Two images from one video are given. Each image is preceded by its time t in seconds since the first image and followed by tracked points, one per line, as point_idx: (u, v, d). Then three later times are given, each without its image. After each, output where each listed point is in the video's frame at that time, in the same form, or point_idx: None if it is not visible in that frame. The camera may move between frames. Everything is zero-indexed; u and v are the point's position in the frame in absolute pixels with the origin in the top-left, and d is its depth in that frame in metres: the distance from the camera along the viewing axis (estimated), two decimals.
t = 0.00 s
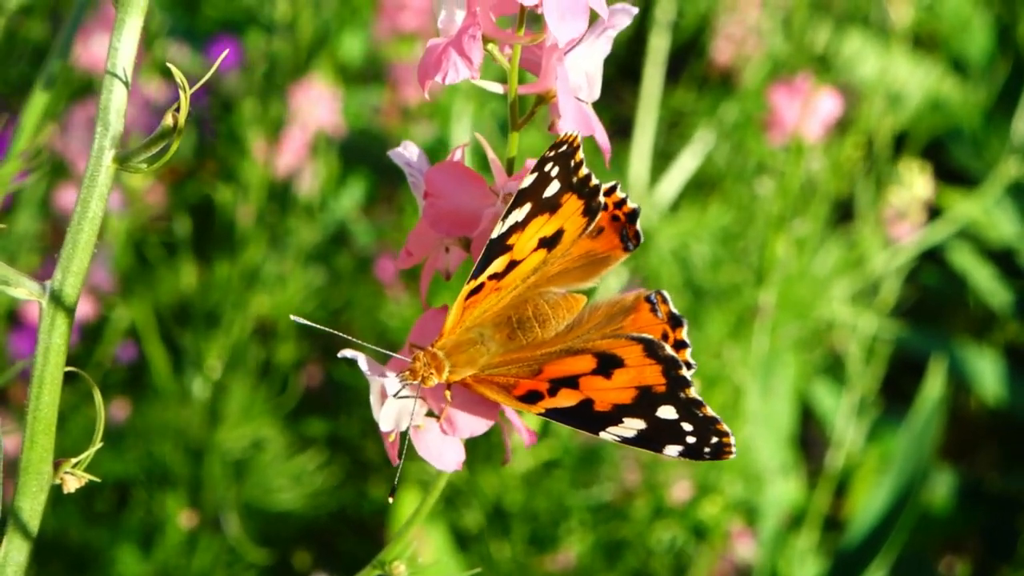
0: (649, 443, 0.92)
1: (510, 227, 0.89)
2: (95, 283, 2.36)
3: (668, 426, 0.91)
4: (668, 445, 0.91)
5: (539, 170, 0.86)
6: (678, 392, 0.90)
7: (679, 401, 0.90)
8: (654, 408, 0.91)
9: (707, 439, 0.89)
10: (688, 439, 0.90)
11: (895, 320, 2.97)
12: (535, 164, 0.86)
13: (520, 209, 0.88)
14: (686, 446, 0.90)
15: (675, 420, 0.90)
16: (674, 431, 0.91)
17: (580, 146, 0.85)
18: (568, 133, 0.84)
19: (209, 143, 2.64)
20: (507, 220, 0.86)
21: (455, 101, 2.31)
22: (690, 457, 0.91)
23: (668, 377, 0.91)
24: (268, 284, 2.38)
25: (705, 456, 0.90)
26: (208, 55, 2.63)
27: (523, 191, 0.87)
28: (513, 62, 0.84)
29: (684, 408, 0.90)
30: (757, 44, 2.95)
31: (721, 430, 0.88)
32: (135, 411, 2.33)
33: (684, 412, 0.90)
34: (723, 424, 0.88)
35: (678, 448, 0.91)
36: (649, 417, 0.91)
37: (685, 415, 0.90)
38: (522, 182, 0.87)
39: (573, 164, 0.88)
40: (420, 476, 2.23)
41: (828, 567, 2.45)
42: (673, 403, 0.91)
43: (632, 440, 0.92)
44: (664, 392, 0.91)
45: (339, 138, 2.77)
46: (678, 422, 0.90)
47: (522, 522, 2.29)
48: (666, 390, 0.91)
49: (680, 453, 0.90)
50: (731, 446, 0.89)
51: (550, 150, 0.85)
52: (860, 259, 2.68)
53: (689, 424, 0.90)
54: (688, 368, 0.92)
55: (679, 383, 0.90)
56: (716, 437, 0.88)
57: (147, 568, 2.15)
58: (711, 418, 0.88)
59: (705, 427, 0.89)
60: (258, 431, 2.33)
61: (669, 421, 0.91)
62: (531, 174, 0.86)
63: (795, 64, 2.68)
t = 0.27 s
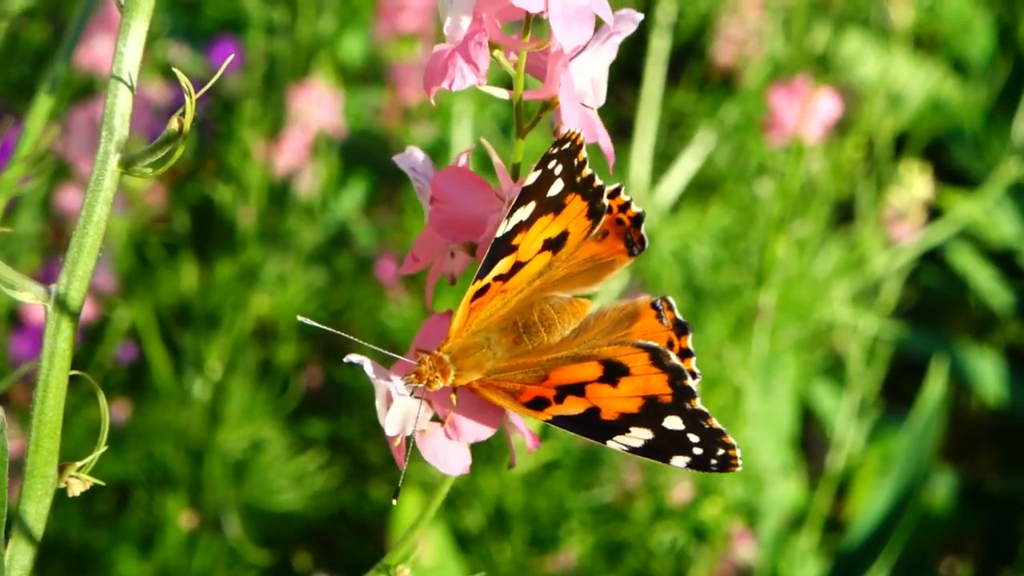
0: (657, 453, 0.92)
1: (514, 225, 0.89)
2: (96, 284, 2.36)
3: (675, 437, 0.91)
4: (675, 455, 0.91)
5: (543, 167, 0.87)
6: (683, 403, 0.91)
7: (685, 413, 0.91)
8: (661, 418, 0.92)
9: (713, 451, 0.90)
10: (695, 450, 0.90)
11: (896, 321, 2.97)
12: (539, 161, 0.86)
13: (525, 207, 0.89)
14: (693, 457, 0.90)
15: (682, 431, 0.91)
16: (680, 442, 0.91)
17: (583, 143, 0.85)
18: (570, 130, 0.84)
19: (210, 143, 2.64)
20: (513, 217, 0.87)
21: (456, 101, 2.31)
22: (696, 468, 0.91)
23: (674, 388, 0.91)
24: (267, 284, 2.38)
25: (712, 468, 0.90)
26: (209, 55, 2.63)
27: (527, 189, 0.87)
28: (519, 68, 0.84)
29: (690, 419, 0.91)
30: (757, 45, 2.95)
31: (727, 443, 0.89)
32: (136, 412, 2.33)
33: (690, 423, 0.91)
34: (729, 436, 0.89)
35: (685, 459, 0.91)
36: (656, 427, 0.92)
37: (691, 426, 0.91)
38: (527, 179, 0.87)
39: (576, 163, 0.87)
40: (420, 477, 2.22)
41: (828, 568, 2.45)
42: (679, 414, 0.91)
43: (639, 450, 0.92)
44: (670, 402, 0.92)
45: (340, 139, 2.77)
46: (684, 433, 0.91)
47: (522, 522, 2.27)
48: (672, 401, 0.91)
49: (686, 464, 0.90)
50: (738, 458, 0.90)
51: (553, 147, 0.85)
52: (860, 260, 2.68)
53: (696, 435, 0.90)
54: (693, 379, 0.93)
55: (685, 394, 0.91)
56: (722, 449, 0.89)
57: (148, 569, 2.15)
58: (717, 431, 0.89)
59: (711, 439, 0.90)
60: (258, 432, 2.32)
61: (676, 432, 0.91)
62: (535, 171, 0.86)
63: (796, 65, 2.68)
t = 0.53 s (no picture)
0: (661, 440, 0.92)
1: (522, 212, 0.89)
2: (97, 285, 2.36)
3: (679, 425, 0.91)
4: (680, 443, 0.91)
5: (552, 153, 0.86)
6: (688, 394, 0.91)
7: (690, 403, 0.91)
8: (666, 408, 0.92)
9: (718, 439, 0.90)
10: (699, 437, 0.90)
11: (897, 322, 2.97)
12: (549, 147, 0.86)
13: (533, 194, 0.89)
14: (697, 444, 0.90)
15: (686, 420, 0.91)
16: (685, 430, 0.91)
17: (593, 130, 0.84)
18: (580, 115, 0.84)
19: (212, 144, 2.64)
20: (520, 204, 0.87)
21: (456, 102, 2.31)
22: (701, 456, 0.91)
23: (678, 380, 0.92)
24: (267, 284, 2.38)
25: (717, 455, 0.90)
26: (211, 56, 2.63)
27: (536, 174, 0.87)
28: (526, 64, 0.84)
29: (695, 409, 0.91)
30: (758, 46, 2.95)
31: (732, 431, 0.89)
32: (137, 413, 2.33)
33: (695, 413, 0.91)
34: (734, 425, 0.89)
35: (689, 445, 0.91)
36: (661, 416, 0.92)
37: (695, 415, 0.91)
38: (535, 165, 0.87)
39: (585, 152, 0.86)
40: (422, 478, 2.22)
41: (830, 569, 2.45)
42: (683, 403, 0.92)
43: (644, 437, 0.93)
44: (675, 393, 0.92)
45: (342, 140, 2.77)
46: (689, 422, 0.91)
47: (523, 523, 2.26)
48: (677, 392, 0.92)
49: (691, 451, 0.90)
50: (742, 447, 0.90)
51: (563, 133, 0.85)
52: (861, 260, 2.68)
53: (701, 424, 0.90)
54: (699, 372, 0.93)
55: (689, 386, 0.91)
56: (726, 437, 0.89)
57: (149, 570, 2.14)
58: (721, 419, 0.89)
59: (716, 428, 0.90)
60: (260, 432, 2.32)
61: (680, 421, 0.91)
62: (544, 157, 0.86)
63: (796, 66, 2.68)
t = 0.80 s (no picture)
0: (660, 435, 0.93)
1: (522, 209, 0.90)
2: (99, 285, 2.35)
3: (679, 420, 0.92)
4: (680, 437, 0.92)
5: (549, 150, 0.86)
6: (690, 389, 0.91)
7: (690, 397, 0.92)
8: (667, 402, 0.92)
9: (717, 434, 0.90)
10: (699, 432, 0.91)
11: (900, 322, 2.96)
12: (545, 145, 0.85)
13: (532, 190, 0.89)
14: (696, 439, 0.91)
15: (687, 415, 0.91)
16: (685, 425, 0.92)
17: (590, 127, 0.85)
18: (576, 112, 0.84)
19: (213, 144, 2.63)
20: (518, 201, 0.87)
21: (458, 101, 2.31)
22: (700, 450, 0.92)
23: (681, 375, 0.91)
24: (269, 284, 2.38)
25: (716, 449, 0.91)
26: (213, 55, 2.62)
27: (534, 171, 0.87)
28: (530, 61, 0.84)
29: (695, 404, 0.91)
30: (760, 46, 2.95)
31: (732, 426, 0.89)
32: (139, 413, 2.32)
33: (695, 407, 0.91)
34: (734, 419, 0.89)
35: (688, 441, 0.92)
36: (662, 411, 0.92)
37: (696, 410, 0.91)
38: (533, 162, 0.87)
39: (584, 149, 0.87)
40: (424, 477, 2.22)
41: (832, 569, 2.45)
42: (684, 398, 0.92)
43: (644, 432, 0.93)
44: (676, 388, 0.92)
45: (343, 139, 2.76)
46: (689, 417, 0.91)
47: (525, 521, 2.27)
48: (678, 387, 0.92)
49: (690, 446, 0.91)
50: (741, 442, 0.90)
51: (559, 130, 0.85)
52: (863, 260, 2.68)
53: (700, 419, 0.91)
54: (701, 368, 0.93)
55: (691, 381, 0.91)
56: (726, 431, 0.89)
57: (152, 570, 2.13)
58: (722, 414, 0.89)
59: (716, 422, 0.90)
60: (261, 432, 2.32)
61: (681, 415, 0.92)
62: (541, 153, 0.85)
63: (797, 66, 2.68)
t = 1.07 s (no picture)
0: (671, 445, 0.92)
1: (530, 217, 0.88)
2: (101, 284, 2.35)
3: (690, 430, 0.91)
4: (691, 449, 0.91)
5: (558, 158, 0.86)
6: (700, 397, 0.91)
7: (701, 406, 0.91)
8: (677, 411, 0.92)
9: (728, 445, 0.90)
10: (710, 443, 0.90)
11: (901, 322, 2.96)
12: (554, 153, 0.86)
13: (541, 198, 0.88)
14: (708, 450, 0.91)
15: (697, 425, 0.91)
16: (696, 435, 0.91)
17: (598, 134, 0.86)
18: (585, 120, 0.84)
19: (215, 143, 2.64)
20: (528, 209, 0.86)
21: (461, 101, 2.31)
22: (712, 462, 0.91)
23: (690, 383, 0.92)
24: (271, 284, 2.38)
25: (727, 461, 0.90)
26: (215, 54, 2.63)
27: (542, 179, 0.86)
28: (537, 66, 0.84)
29: (706, 413, 0.91)
30: (761, 45, 2.95)
31: (743, 437, 0.88)
32: (141, 412, 2.32)
33: (706, 417, 0.91)
34: (745, 430, 0.89)
35: (700, 451, 0.91)
36: (672, 421, 0.92)
37: (706, 420, 0.91)
38: (541, 171, 0.86)
39: (593, 156, 0.88)
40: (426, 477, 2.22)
41: (833, 569, 2.45)
42: (695, 407, 0.92)
43: (655, 443, 0.93)
44: (686, 397, 0.92)
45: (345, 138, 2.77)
46: (700, 426, 0.91)
47: (526, 520, 2.26)
48: (688, 395, 0.92)
49: (702, 457, 0.90)
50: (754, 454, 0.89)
51: (569, 138, 0.86)
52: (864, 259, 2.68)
53: (711, 429, 0.90)
54: (710, 375, 0.93)
55: (701, 389, 0.91)
56: (738, 443, 0.89)
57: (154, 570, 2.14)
58: (733, 424, 0.89)
59: (727, 433, 0.89)
60: (263, 431, 2.32)
61: (691, 425, 0.91)
62: (550, 162, 0.85)
63: (799, 66, 2.68)
